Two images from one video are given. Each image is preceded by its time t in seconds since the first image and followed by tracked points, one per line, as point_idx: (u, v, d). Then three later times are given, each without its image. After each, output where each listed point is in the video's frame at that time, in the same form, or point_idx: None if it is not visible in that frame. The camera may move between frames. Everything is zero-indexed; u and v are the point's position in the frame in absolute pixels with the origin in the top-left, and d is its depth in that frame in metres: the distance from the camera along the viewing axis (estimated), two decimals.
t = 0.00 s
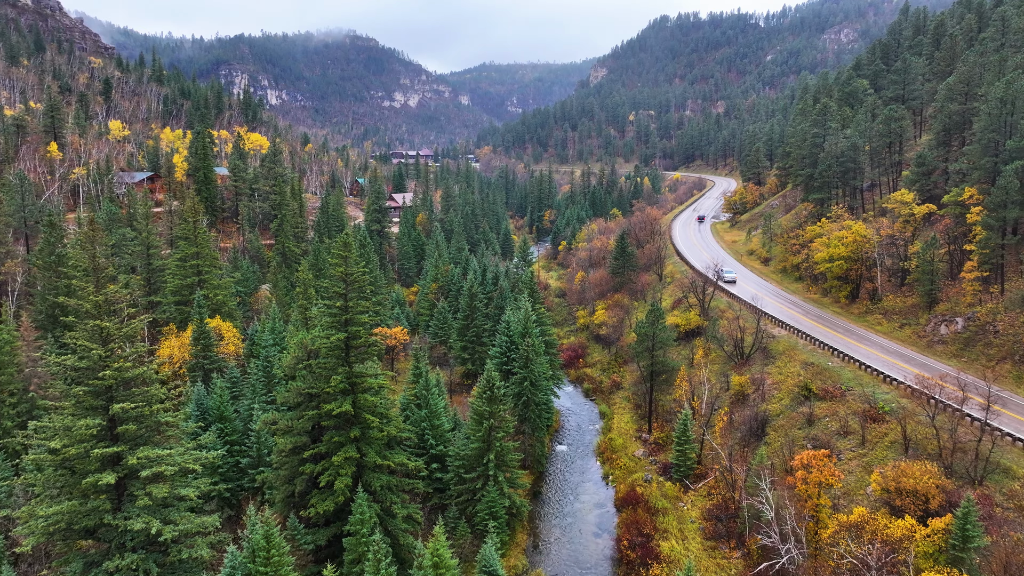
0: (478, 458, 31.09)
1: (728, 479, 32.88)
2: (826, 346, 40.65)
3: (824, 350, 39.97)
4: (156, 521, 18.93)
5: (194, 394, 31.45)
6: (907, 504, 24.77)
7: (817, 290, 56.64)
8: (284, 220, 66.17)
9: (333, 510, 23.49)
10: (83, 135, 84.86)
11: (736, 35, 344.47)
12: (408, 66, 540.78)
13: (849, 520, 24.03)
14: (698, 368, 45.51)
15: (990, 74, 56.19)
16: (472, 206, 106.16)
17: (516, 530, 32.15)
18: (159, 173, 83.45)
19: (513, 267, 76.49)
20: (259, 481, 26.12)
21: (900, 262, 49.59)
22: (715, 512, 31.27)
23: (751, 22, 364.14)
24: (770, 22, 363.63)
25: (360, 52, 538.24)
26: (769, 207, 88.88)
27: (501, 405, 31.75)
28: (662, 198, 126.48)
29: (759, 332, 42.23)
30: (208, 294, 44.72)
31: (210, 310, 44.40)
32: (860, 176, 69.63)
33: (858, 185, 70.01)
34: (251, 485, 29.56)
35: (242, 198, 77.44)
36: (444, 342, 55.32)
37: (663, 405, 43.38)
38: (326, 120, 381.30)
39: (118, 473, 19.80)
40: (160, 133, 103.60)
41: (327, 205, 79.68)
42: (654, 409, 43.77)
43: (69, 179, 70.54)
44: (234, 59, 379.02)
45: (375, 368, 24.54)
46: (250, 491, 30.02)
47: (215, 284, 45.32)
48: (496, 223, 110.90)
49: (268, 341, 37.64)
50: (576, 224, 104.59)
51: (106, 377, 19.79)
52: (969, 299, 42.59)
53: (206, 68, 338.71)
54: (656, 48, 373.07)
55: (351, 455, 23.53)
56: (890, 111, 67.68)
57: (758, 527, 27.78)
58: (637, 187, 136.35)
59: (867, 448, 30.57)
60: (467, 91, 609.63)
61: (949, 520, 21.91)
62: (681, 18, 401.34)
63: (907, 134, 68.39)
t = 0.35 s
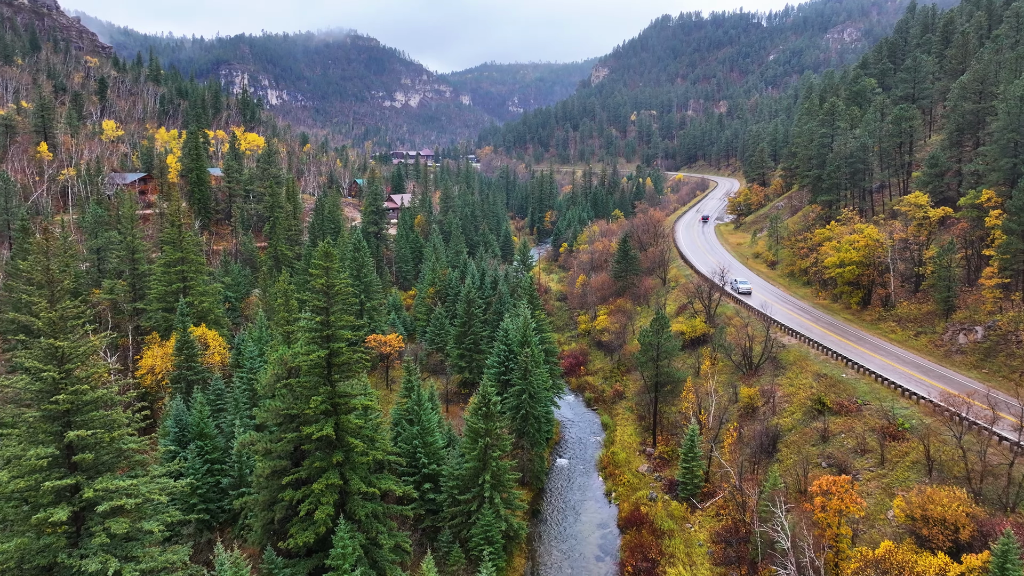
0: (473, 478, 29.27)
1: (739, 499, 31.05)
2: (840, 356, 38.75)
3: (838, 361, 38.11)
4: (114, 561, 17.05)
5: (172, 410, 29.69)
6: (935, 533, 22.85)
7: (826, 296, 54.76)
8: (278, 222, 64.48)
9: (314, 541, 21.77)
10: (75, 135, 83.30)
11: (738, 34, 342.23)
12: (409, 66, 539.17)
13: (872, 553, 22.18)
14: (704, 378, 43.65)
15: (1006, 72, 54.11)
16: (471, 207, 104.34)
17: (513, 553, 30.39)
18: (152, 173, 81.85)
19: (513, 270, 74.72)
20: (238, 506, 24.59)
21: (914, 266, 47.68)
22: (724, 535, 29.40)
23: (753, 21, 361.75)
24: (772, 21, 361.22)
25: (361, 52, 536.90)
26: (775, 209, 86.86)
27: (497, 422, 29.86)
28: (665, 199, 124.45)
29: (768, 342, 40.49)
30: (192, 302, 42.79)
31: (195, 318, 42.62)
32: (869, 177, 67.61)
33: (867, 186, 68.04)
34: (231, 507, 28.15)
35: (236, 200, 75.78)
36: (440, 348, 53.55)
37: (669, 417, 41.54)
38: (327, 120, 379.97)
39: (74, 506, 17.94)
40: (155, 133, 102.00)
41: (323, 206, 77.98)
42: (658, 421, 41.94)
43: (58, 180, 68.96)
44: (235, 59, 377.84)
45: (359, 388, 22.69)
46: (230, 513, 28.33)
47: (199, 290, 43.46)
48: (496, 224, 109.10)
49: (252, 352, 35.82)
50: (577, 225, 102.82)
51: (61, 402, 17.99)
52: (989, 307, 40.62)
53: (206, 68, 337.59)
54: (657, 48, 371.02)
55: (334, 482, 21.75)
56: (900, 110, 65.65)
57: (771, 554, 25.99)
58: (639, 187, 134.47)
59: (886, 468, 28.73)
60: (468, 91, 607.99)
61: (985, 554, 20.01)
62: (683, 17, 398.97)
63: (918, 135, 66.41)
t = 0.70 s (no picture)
0: (468, 500, 27.50)
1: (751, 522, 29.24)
2: (856, 368, 36.73)
3: (854, 373, 36.21)
4: None
5: (149, 426, 27.95)
6: (967, 567, 20.78)
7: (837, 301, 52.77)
8: (271, 224, 62.82)
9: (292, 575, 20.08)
10: (67, 136, 81.77)
11: (741, 34, 339.64)
12: (410, 66, 537.45)
13: None
14: (711, 389, 41.80)
15: None
16: (471, 209, 102.54)
17: None
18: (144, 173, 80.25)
19: (513, 273, 72.87)
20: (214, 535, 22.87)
21: (930, 272, 45.70)
22: (735, 561, 27.53)
23: (755, 21, 359.36)
24: (775, 21, 358.35)
25: (362, 51, 535.52)
26: (781, 210, 84.87)
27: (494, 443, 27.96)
28: (668, 200, 122.36)
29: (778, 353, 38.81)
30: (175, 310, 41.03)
31: (179, 326, 40.86)
32: (880, 178, 65.48)
33: (878, 188, 65.91)
34: (209, 531, 26.53)
35: (230, 201, 74.09)
36: (437, 356, 51.72)
37: (675, 430, 39.66)
38: (327, 120, 378.30)
39: (22, 545, 16.16)
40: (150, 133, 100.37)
41: (318, 207, 76.21)
42: (664, 433, 40.18)
43: (48, 181, 67.38)
44: (235, 59, 376.60)
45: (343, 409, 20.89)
46: (209, 537, 26.69)
47: (183, 298, 41.71)
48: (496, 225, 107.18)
49: (236, 363, 34.03)
50: (579, 227, 100.92)
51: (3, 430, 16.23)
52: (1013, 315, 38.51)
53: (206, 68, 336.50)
54: (659, 47, 368.88)
55: (313, 514, 19.98)
56: (912, 108, 63.51)
57: None
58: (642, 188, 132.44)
59: (908, 491, 26.89)
60: (470, 91, 606.32)
61: None
62: (685, 17, 396.59)
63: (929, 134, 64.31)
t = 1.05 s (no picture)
0: (461, 525, 25.73)
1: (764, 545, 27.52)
2: (873, 380, 34.83)
3: (870, 386, 34.32)
4: None
5: (122, 445, 26.10)
6: None
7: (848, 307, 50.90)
8: (263, 226, 61.08)
9: None
10: (58, 135, 80.17)
11: (743, 33, 336.97)
12: (411, 66, 535.76)
13: None
14: (719, 402, 39.98)
15: None
16: (470, 209, 100.70)
17: None
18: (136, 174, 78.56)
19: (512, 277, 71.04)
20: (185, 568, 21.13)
21: (947, 278, 43.75)
22: None
23: (757, 20, 356.75)
24: (778, 20, 355.76)
25: (363, 51, 533.91)
26: (787, 212, 82.93)
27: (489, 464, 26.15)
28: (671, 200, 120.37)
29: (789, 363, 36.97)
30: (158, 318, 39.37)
31: (162, 334, 39.19)
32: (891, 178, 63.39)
33: (889, 189, 63.85)
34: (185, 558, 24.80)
35: (223, 203, 72.38)
36: (433, 364, 49.90)
37: (681, 445, 37.82)
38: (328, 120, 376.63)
39: None
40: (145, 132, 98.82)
41: (313, 209, 74.41)
42: (669, 447, 38.40)
43: (36, 181, 65.74)
44: (236, 58, 375.18)
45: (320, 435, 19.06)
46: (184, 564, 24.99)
47: (167, 305, 40.05)
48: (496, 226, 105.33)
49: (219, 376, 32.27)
50: (580, 228, 99.11)
51: None
52: None
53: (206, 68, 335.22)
54: (661, 46, 366.57)
55: (288, 550, 18.22)
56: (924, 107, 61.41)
57: None
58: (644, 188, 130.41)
59: (933, 516, 24.97)
60: (471, 91, 604.50)
61: None
62: (687, 16, 394.00)
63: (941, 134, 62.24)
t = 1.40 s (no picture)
0: (453, 554, 23.93)
1: (778, 574, 25.68)
2: (891, 394, 32.92)
3: (887, 401, 32.45)
4: None
5: (90, 467, 24.28)
6: None
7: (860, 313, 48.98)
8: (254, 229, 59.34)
9: None
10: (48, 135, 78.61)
11: (746, 32, 334.41)
12: (412, 65, 533.94)
13: None
14: (727, 414, 38.19)
15: None
16: (469, 211, 98.92)
17: None
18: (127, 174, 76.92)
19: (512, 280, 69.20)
20: None
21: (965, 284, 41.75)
22: None
23: (760, 19, 353.99)
24: (780, 19, 352.91)
25: (364, 51, 532.36)
26: (793, 213, 80.95)
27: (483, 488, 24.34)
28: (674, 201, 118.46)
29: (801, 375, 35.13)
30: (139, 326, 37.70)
31: (144, 343, 37.53)
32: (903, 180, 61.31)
33: (900, 191, 61.81)
34: None
35: (215, 204, 70.68)
36: (429, 372, 48.16)
37: (687, 460, 36.00)
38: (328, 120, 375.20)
39: None
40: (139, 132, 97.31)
41: (307, 210, 72.65)
42: (675, 462, 36.57)
43: (24, 182, 64.16)
44: (236, 58, 373.92)
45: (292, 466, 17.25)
46: None
47: (149, 312, 38.37)
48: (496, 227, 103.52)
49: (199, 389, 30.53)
50: (581, 229, 97.31)
51: None
52: None
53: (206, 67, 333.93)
54: (663, 46, 364.02)
55: None
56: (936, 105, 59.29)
57: None
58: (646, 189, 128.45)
59: (961, 545, 23.14)
60: (472, 91, 602.40)
61: None
62: (689, 15, 391.31)
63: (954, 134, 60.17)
